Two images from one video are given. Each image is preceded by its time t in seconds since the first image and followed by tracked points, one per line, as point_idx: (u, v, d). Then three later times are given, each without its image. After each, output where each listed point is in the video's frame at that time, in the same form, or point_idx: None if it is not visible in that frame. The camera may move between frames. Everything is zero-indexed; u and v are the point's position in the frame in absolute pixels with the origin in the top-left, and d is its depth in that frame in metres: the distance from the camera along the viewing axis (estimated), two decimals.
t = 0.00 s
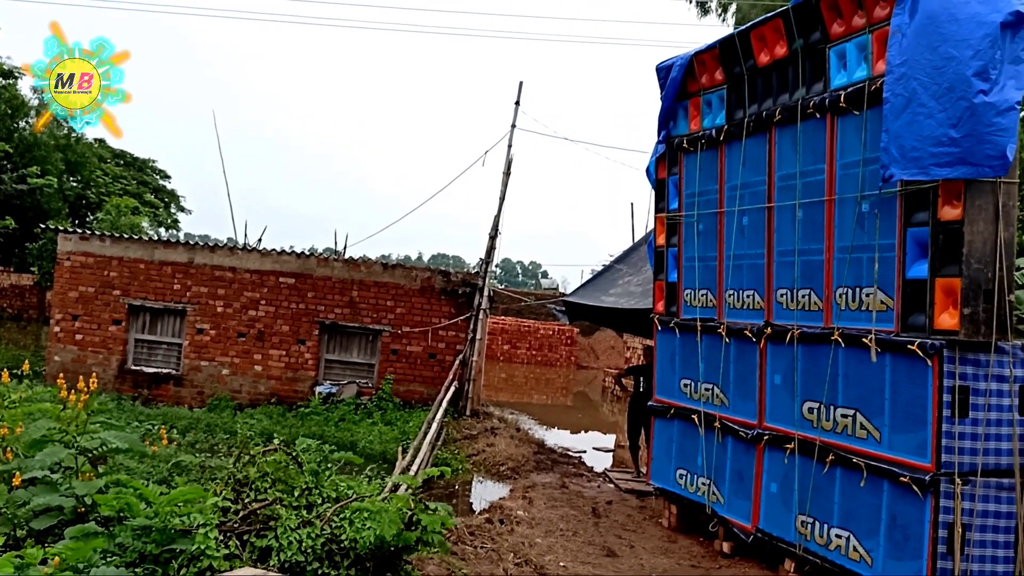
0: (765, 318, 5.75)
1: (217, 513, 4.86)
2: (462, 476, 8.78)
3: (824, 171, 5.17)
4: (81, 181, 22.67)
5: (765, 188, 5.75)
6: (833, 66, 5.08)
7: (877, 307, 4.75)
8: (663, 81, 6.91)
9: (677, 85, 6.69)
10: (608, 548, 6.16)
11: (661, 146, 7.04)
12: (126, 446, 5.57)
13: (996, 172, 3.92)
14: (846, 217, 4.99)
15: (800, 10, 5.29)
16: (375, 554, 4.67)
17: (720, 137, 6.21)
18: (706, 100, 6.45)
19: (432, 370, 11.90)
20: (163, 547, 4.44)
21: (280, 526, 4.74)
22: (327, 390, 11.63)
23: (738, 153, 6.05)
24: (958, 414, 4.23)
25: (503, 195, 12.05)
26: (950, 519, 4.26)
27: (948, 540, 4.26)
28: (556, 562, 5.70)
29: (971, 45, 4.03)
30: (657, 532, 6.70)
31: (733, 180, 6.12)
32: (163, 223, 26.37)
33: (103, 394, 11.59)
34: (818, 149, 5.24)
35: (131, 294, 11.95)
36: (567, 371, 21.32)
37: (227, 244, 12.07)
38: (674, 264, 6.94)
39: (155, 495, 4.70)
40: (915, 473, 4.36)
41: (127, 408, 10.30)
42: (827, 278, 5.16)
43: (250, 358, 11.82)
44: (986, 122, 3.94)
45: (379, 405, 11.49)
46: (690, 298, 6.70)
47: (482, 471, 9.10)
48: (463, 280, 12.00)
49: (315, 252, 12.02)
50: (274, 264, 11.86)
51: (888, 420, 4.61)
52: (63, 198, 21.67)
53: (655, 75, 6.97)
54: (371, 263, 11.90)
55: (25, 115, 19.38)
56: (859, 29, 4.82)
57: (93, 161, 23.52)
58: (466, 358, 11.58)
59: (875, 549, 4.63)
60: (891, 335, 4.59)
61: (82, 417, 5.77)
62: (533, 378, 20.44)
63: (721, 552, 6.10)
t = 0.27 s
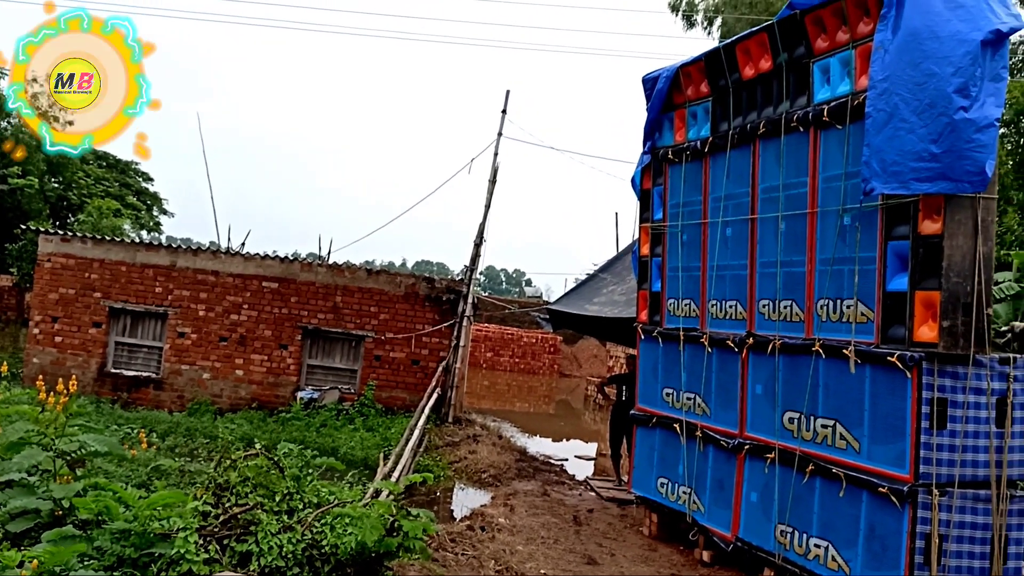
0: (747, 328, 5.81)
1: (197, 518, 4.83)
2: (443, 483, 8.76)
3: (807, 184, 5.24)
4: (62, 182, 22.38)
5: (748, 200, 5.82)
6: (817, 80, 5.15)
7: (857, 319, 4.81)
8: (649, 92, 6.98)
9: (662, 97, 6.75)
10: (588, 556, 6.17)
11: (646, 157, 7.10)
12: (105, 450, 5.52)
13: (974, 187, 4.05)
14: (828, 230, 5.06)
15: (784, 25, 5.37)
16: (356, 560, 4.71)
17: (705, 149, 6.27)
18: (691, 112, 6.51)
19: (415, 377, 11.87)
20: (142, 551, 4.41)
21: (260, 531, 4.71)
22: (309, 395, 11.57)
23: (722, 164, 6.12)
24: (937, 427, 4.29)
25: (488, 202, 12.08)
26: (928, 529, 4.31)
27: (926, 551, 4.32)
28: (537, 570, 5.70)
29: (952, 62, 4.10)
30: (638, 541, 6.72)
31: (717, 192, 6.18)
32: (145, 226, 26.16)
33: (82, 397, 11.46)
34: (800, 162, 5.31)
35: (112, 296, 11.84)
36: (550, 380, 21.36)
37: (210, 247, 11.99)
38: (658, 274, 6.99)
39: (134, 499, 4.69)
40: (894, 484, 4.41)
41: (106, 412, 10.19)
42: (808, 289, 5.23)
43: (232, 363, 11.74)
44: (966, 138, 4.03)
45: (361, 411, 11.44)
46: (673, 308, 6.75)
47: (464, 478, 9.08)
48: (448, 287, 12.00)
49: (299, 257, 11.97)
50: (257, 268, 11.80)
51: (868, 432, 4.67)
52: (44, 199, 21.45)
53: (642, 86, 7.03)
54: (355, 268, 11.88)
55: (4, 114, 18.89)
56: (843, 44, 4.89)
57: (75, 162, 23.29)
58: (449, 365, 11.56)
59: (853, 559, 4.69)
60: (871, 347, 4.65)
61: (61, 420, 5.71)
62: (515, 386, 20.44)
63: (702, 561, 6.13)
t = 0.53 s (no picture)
0: (729, 341, 5.85)
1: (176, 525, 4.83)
2: (423, 493, 8.72)
3: (789, 200, 5.30)
4: (42, 184, 22.12)
5: (731, 215, 5.88)
6: (800, 98, 5.23)
7: (837, 334, 4.87)
8: (634, 106, 7.03)
9: (648, 110, 6.81)
10: (568, 568, 6.16)
11: (630, 169, 7.15)
12: (83, 455, 5.47)
13: (952, 206, 4.12)
14: (809, 246, 5.12)
15: (769, 42, 5.44)
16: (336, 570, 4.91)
17: (689, 163, 6.33)
18: (676, 126, 6.58)
19: (396, 385, 11.83)
20: (119, 558, 4.40)
21: (240, 540, 4.77)
22: (289, 403, 11.49)
23: (706, 179, 6.18)
24: (914, 442, 4.33)
25: (473, 212, 12.10)
26: (904, 544, 4.35)
27: (903, 565, 4.36)
28: None
29: (933, 82, 4.18)
30: (618, 553, 6.72)
31: (701, 206, 6.23)
32: (126, 229, 25.93)
33: (58, 402, 11.31)
34: (783, 178, 5.37)
35: (91, 300, 11.72)
36: (531, 390, 21.37)
37: (192, 253, 11.90)
38: (641, 287, 7.03)
39: (112, 506, 4.74)
40: (872, 498, 4.46)
41: (83, 417, 10.06)
42: (789, 304, 5.28)
43: (211, 369, 11.63)
44: (945, 157, 4.11)
45: (341, 420, 11.37)
46: (656, 320, 6.78)
47: (444, 488, 9.05)
48: (431, 296, 11.97)
49: (281, 263, 11.90)
50: (239, 274, 11.72)
51: (847, 446, 4.71)
52: (23, 201, 21.21)
53: (627, 99, 7.09)
54: (337, 276, 11.83)
55: None
56: (826, 63, 4.97)
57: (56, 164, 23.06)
58: (431, 374, 11.53)
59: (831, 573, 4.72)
60: (851, 362, 4.70)
61: (38, 425, 5.64)
62: (496, 396, 20.44)
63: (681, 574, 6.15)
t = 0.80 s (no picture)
0: (712, 348, 5.90)
1: (158, 528, 4.82)
2: (406, 498, 8.70)
3: (773, 209, 5.36)
4: (24, 185, 21.91)
5: (716, 223, 5.94)
6: (785, 107, 5.29)
7: (819, 342, 4.93)
8: (620, 113, 7.09)
9: (634, 118, 6.86)
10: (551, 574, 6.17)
11: (616, 176, 7.19)
12: (65, 458, 5.44)
13: (934, 217, 4.22)
14: (793, 254, 5.18)
15: (754, 52, 5.51)
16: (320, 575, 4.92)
17: (675, 171, 6.39)
18: (661, 134, 6.64)
19: (380, 390, 11.80)
20: (100, 562, 4.46)
21: (222, 544, 4.78)
22: (272, 407, 11.43)
23: (691, 187, 6.23)
24: (896, 449, 4.38)
25: (459, 217, 12.11)
26: (885, 551, 4.39)
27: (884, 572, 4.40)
28: None
29: (916, 93, 4.25)
30: (601, 559, 6.74)
31: (686, 214, 6.29)
32: (109, 231, 25.72)
33: (38, 404, 11.19)
34: (767, 187, 5.44)
35: (73, 302, 11.62)
36: (515, 396, 21.38)
37: (176, 255, 11.82)
38: (626, 293, 7.08)
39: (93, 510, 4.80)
40: (854, 505, 4.51)
41: (63, 420, 9.96)
42: (773, 312, 5.34)
43: (194, 372, 11.55)
44: (927, 168, 4.19)
45: (324, 424, 11.32)
46: (640, 327, 6.82)
47: (428, 493, 9.03)
48: (416, 301, 11.96)
49: (265, 267, 11.85)
50: (223, 277, 11.65)
51: (828, 453, 4.77)
52: (5, 202, 21.00)
53: (613, 106, 7.14)
54: (322, 279, 11.78)
55: None
56: (811, 73, 5.04)
57: (38, 165, 22.86)
58: (415, 379, 11.51)
59: None
60: (833, 370, 4.76)
61: (19, 427, 5.59)
62: (480, 402, 20.43)
63: None
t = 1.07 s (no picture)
0: (697, 352, 5.94)
1: (140, 533, 4.76)
2: (392, 502, 8.68)
3: (758, 214, 5.41)
4: (7, 185, 21.71)
5: (701, 228, 5.98)
6: (769, 114, 5.35)
7: (803, 346, 4.98)
8: (607, 118, 7.13)
9: (620, 123, 6.90)
10: None
11: (603, 181, 7.23)
12: (46, 461, 5.41)
13: (916, 222, 4.24)
14: (777, 259, 5.23)
15: (739, 59, 5.57)
16: None
17: (661, 176, 6.43)
18: (648, 139, 6.68)
19: (366, 394, 11.77)
20: (82, 566, 4.49)
21: (206, 548, 4.78)
22: (257, 410, 11.38)
23: (677, 192, 6.28)
24: (878, 453, 4.43)
25: (446, 220, 12.11)
26: (868, 553, 4.44)
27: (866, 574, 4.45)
28: None
29: (899, 101, 4.30)
30: (586, 562, 6.76)
31: (672, 218, 6.33)
32: (93, 233, 25.53)
33: (19, 407, 11.09)
34: (752, 192, 5.49)
35: (56, 304, 11.52)
36: (501, 400, 21.39)
37: (160, 257, 11.75)
38: (612, 297, 7.11)
39: (76, 513, 4.87)
40: (837, 508, 4.55)
41: (45, 423, 9.87)
42: (757, 316, 5.39)
43: (178, 376, 11.48)
44: (910, 174, 4.24)
45: (309, 428, 11.28)
46: (626, 331, 6.86)
47: (413, 497, 9.02)
48: (402, 304, 11.94)
49: (251, 269, 11.79)
50: (207, 280, 11.58)
51: (812, 456, 4.81)
52: None
53: (600, 111, 7.18)
54: (308, 282, 11.74)
55: None
56: (795, 80, 5.10)
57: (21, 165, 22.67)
58: (401, 382, 11.48)
59: None
60: (816, 374, 4.80)
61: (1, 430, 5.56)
62: (466, 405, 20.42)
63: None
